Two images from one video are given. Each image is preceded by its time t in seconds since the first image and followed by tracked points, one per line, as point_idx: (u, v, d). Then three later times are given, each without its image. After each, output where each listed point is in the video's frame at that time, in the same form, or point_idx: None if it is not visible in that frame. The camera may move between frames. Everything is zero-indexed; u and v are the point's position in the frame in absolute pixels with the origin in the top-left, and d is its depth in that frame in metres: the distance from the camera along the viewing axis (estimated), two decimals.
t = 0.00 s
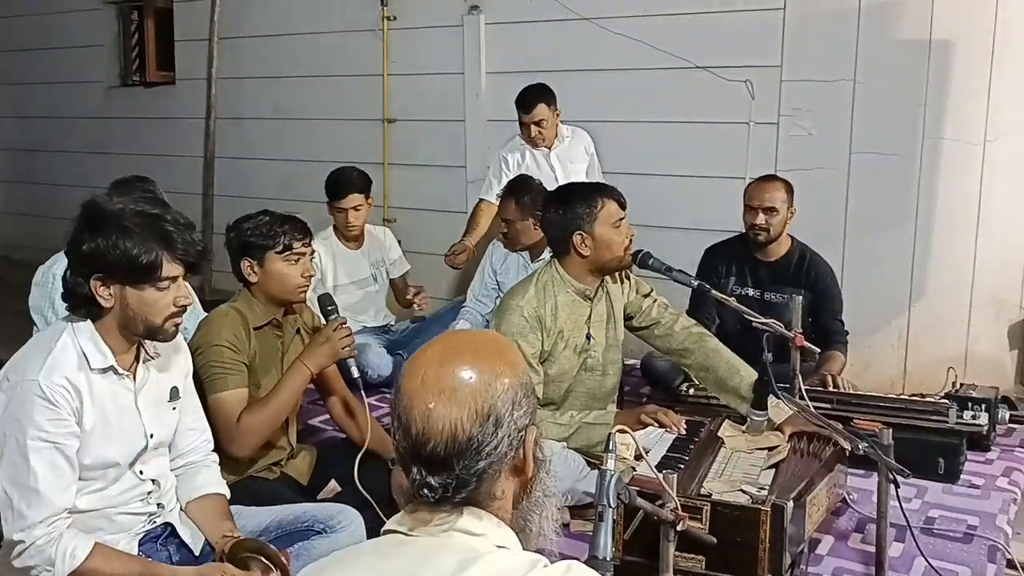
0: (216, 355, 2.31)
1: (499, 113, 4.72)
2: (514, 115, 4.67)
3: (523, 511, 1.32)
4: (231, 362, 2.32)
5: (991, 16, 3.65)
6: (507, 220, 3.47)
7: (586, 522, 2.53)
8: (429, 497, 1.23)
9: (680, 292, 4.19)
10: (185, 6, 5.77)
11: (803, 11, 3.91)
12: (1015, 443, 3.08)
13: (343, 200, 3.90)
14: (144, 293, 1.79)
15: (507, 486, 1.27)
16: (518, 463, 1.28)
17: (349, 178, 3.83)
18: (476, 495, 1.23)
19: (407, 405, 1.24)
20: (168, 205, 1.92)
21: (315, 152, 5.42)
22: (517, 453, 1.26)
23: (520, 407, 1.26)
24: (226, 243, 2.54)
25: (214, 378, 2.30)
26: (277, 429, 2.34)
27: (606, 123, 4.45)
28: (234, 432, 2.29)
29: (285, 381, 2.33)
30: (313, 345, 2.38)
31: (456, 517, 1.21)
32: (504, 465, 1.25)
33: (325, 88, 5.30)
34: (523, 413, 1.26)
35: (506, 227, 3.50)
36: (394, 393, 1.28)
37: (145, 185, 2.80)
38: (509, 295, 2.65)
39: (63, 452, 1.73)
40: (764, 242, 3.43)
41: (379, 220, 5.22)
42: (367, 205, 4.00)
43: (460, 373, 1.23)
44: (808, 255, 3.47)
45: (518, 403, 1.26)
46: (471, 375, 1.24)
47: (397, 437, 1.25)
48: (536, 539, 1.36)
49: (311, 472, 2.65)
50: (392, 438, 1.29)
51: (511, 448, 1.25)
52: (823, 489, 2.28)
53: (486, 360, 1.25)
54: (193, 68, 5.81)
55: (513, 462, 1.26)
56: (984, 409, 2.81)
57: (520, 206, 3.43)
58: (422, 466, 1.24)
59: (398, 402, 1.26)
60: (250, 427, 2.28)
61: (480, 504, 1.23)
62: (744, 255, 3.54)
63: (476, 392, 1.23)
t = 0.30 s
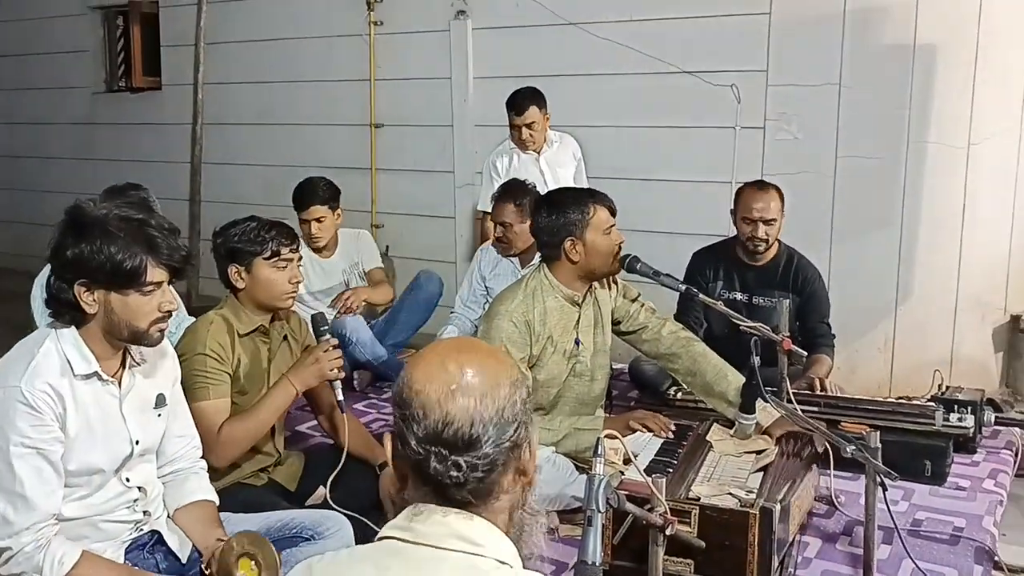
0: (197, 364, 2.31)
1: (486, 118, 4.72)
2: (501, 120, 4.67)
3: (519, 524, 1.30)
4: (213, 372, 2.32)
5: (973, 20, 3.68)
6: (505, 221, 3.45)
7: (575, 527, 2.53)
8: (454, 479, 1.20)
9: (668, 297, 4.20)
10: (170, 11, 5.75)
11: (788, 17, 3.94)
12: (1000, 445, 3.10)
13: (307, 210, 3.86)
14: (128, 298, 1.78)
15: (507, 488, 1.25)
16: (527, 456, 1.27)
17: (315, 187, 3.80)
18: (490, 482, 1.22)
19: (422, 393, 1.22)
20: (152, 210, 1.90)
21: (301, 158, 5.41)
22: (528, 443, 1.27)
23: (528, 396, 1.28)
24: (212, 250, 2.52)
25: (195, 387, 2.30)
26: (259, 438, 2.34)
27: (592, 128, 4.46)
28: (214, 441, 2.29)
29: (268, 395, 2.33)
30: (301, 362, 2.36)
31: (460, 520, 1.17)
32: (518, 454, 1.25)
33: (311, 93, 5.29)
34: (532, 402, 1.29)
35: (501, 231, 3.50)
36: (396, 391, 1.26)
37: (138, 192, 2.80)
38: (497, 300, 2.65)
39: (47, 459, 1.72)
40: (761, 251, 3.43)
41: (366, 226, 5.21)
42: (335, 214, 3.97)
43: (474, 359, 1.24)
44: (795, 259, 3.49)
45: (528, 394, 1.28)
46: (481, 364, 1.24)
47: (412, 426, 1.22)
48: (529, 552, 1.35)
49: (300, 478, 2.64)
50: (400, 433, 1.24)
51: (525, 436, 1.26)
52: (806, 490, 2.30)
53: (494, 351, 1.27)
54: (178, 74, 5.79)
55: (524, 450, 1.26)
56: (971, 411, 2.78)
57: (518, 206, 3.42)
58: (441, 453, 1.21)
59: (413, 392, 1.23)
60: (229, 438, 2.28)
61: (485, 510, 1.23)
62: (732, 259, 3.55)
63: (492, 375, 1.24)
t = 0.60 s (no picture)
0: (184, 371, 2.30)
1: (474, 122, 4.72)
2: (490, 124, 4.67)
3: (480, 525, 1.26)
4: (199, 380, 2.31)
5: (958, 25, 3.70)
6: (494, 227, 3.45)
7: (565, 532, 2.52)
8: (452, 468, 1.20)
9: (657, 301, 4.21)
10: (158, 15, 5.73)
11: (775, 21, 3.95)
12: (987, 447, 3.12)
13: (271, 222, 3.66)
14: (114, 302, 1.77)
15: (474, 481, 1.24)
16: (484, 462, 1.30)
17: (273, 197, 3.69)
18: (472, 475, 1.23)
19: (394, 399, 1.24)
20: (138, 214, 1.89)
21: (290, 162, 5.40)
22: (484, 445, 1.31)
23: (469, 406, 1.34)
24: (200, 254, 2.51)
25: (181, 395, 2.29)
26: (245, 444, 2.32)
27: (581, 132, 4.47)
28: (201, 447, 2.27)
29: (255, 404, 2.32)
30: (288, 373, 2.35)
31: (430, 522, 1.16)
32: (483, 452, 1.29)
33: (299, 97, 5.28)
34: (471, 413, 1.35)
35: (490, 237, 3.50)
36: (357, 407, 1.24)
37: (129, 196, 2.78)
38: (487, 305, 2.64)
39: (31, 465, 1.71)
40: (751, 255, 3.44)
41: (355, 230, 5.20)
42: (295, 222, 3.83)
43: (425, 368, 1.30)
44: (784, 263, 3.50)
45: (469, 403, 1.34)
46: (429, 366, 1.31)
47: (396, 427, 1.21)
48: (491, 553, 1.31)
49: (286, 484, 2.61)
50: (374, 445, 1.20)
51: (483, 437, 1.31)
52: (792, 493, 2.29)
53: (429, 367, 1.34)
54: (166, 78, 5.77)
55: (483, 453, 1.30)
56: (957, 414, 2.80)
57: (506, 213, 3.42)
58: (429, 449, 1.20)
59: (381, 402, 1.23)
60: (217, 443, 2.27)
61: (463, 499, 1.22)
62: (720, 263, 3.56)
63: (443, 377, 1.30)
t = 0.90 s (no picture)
0: (174, 372, 2.29)
1: (465, 123, 4.72)
2: (481, 124, 4.67)
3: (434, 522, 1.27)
4: (190, 381, 2.30)
5: (948, 26, 3.74)
6: (485, 229, 3.45)
7: (556, 532, 2.50)
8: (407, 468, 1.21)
9: (648, 301, 4.22)
10: (148, 16, 5.72)
11: (766, 21, 3.96)
12: (976, 446, 3.13)
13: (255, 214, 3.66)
14: (102, 303, 1.76)
15: (432, 480, 1.25)
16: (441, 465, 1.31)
17: (250, 185, 3.70)
18: (429, 476, 1.24)
19: (351, 403, 1.23)
20: (128, 215, 1.89)
21: (281, 163, 5.39)
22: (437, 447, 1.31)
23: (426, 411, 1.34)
24: (190, 255, 2.51)
25: (173, 397, 2.27)
26: (237, 445, 2.32)
27: (573, 134, 4.47)
28: (192, 449, 2.27)
29: (246, 405, 2.31)
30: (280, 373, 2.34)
31: (393, 524, 1.16)
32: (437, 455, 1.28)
33: (291, 99, 5.27)
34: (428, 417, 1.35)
35: (481, 240, 3.49)
36: (314, 413, 1.24)
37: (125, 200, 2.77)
38: (476, 306, 2.65)
39: (21, 468, 1.70)
40: (738, 253, 3.45)
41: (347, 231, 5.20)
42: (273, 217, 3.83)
43: (381, 373, 1.29)
44: (776, 263, 3.51)
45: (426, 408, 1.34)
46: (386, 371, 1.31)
47: (354, 430, 1.21)
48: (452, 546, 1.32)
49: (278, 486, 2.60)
50: (333, 448, 1.20)
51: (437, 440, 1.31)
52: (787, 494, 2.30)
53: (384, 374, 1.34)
54: (156, 79, 5.75)
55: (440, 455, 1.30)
56: (949, 413, 2.79)
57: (496, 215, 3.43)
58: (386, 451, 1.20)
59: (341, 405, 1.23)
60: (208, 444, 2.26)
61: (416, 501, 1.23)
62: (711, 263, 3.57)
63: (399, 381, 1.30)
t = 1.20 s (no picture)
0: (173, 371, 2.29)
1: (463, 122, 4.72)
2: (479, 125, 4.67)
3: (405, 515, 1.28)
4: (188, 379, 2.31)
5: (945, 26, 3.74)
6: (482, 231, 3.45)
7: (554, 532, 2.50)
8: (365, 464, 1.21)
9: (645, 301, 4.22)
10: (146, 16, 5.71)
11: (763, 21, 3.96)
12: (974, 446, 3.13)
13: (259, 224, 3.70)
14: (97, 305, 1.75)
15: (394, 474, 1.25)
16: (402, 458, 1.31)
17: (244, 197, 3.72)
18: (389, 471, 1.24)
19: (306, 404, 1.23)
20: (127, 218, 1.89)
21: (278, 163, 5.39)
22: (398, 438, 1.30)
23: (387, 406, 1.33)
24: (188, 255, 2.50)
25: (171, 395, 2.29)
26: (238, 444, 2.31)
27: (570, 133, 4.47)
28: (192, 448, 2.27)
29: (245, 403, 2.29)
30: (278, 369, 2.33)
31: (365, 519, 1.17)
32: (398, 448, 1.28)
33: (288, 98, 5.27)
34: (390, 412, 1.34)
35: (479, 242, 3.49)
36: (271, 415, 1.23)
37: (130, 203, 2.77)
38: (473, 306, 2.65)
39: (18, 469, 1.70)
40: (733, 251, 3.45)
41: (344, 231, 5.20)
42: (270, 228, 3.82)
43: (336, 370, 1.28)
44: (773, 263, 3.51)
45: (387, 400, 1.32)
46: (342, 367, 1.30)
47: (311, 432, 1.20)
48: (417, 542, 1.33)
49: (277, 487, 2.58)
50: (291, 450, 1.20)
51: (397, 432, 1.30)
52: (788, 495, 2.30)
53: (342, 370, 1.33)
54: (154, 79, 5.75)
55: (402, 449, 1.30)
56: (944, 413, 2.81)
57: (494, 215, 3.43)
58: (344, 449, 1.20)
59: (296, 407, 1.22)
60: (208, 444, 2.26)
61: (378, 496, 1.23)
62: (709, 263, 3.57)
63: (356, 376, 1.29)
